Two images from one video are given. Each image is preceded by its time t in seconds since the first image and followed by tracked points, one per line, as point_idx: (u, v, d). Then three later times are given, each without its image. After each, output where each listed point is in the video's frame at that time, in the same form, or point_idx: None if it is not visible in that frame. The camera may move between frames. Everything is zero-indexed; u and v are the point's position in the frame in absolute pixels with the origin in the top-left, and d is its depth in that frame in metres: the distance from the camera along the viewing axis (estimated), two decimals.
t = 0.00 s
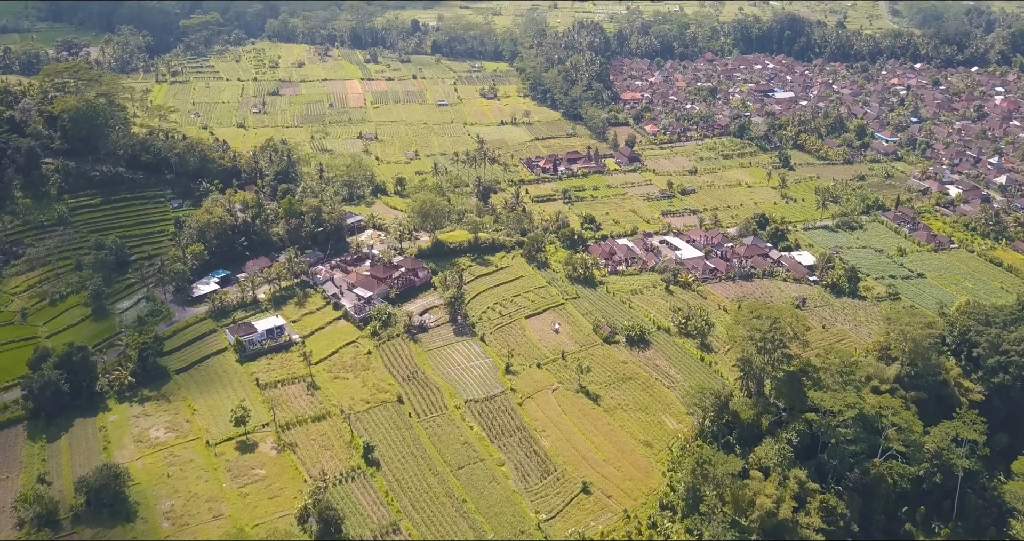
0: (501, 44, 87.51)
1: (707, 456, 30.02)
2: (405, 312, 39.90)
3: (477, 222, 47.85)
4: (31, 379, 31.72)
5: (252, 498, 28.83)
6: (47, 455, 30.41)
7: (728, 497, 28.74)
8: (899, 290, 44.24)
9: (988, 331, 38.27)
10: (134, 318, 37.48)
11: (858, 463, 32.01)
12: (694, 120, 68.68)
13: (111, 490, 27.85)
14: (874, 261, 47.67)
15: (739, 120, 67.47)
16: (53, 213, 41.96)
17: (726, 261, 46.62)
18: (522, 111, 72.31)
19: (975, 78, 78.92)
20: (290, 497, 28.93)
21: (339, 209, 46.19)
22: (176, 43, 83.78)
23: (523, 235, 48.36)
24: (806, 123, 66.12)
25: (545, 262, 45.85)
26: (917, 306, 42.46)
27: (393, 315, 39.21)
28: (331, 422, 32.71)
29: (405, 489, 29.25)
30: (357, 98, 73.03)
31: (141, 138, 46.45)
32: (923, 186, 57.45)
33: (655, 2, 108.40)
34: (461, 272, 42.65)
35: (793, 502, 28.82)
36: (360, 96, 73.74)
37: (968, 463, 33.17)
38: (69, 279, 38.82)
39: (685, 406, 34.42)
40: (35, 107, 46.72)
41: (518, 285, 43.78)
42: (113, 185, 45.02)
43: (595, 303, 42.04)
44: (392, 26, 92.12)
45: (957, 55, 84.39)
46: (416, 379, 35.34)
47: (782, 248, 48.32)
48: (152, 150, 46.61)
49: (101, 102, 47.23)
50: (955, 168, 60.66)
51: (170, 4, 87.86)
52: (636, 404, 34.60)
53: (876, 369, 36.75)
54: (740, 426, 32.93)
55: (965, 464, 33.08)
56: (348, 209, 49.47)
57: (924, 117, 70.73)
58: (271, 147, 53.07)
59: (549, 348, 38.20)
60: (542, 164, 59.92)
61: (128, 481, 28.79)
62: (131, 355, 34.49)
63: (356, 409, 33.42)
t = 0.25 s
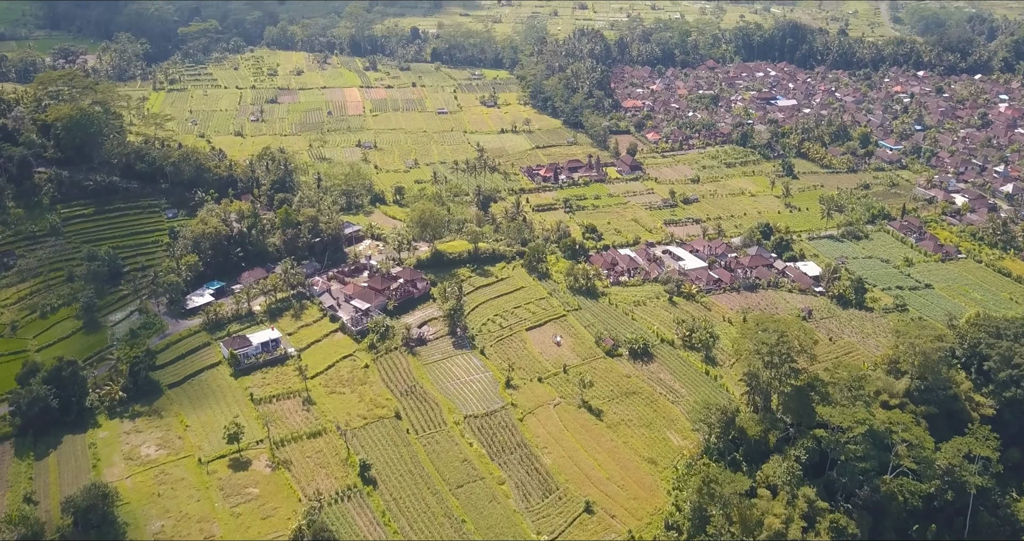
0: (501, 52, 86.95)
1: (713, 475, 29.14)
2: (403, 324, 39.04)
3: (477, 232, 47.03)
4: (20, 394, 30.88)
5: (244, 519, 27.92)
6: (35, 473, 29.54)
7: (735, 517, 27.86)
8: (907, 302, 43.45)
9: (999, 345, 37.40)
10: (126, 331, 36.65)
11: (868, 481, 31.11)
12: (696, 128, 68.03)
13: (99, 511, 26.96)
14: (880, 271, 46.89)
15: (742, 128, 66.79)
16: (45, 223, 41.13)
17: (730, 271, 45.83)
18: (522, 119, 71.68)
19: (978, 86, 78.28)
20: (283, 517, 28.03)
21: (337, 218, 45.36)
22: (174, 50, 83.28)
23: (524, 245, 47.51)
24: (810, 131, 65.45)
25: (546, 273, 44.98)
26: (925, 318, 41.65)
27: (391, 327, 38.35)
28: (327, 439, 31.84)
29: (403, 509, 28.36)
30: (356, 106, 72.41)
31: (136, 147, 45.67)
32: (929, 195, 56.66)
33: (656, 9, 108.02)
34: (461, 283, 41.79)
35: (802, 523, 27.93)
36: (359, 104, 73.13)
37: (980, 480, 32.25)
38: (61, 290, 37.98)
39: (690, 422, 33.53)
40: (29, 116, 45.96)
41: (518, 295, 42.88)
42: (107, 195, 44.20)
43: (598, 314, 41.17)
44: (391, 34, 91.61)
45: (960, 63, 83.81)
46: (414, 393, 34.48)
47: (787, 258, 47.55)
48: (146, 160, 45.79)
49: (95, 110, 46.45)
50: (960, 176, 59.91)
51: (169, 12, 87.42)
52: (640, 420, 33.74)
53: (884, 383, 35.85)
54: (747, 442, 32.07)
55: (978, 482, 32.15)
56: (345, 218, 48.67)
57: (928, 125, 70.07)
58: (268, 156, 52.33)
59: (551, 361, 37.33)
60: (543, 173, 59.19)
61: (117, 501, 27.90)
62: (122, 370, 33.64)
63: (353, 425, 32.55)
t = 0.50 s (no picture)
0: (501, 61, 86.31)
1: (723, 499, 28.04)
2: (401, 339, 38.00)
3: (477, 245, 46.04)
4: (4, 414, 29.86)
5: None
6: (18, 496, 28.47)
7: None
8: (917, 316, 42.46)
9: (1014, 361, 36.35)
10: (116, 347, 35.68)
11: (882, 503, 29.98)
12: (698, 138, 67.24)
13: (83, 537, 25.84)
14: (889, 284, 45.93)
15: (745, 138, 65.97)
16: (35, 235, 40.18)
17: (736, 284, 44.85)
18: (523, 129, 70.92)
19: (983, 95, 77.55)
20: None
21: (334, 230, 44.40)
22: (172, 60, 82.71)
23: (525, 257, 46.48)
24: (814, 141, 64.65)
25: (548, 286, 43.90)
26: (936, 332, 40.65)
27: (388, 342, 37.32)
28: (322, 460, 30.73)
29: (400, 534, 27.19)
30: (354, 116, 71.70)
31: (129, 157, 44.79)
32: (936, 206, 55.73)
33: (657, 18, 107.57)
34: (460, 297, 40.69)
35: None
36: (358, 114, 72.39)
37: (998, 502, 31.10)
38: (50, 305, 36.98)
39: (698, 442, 32.43)
40: (20, 126, 45.10)
41: (519, 309, 41.75)
42: (99, 207, 43.28)
43: (601, 328, 40.09)
44: (391, 43, 91.03)
45: (965, 72, 83.14)
46: (412, 412, 33.41)
47: (793, 271, 46.58)
48: (140, 170, 44.88)
49: (88, 120, 45.58)
50: (967, 187, 59.02)
51: (167, 21, 86.94)
52: (645, 439, 32.67)
53: (896, 401, 34.74)
54: (756, 463, 30.99)
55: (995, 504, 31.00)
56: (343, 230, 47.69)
57: (934, 135, 69.30)
58: (264, 166, 51.48)
59: (553, 378, 36.26)
60: (544, 184, 58.37)
61: (102, 526, 26.74)
62: (111, 387, 32.59)
63: (349, 445, 31.46)
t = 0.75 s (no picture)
0: (501, 69, 85.76)
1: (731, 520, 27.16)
2: (399, 352, 37.10)
3: (477, 255, 45.20)
4: None
5: None
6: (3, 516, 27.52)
7: None
8: (925, 327, 41.65)
9: None
10: (107, 361, 34.82)
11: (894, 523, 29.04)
12: (700, 146, 66.58)
13: None
14: (895, 295, 45.13)
15: (748, 146, 65.32)
16: (26, 246, 39.37)
17: (740, 295, 44.05)
18: (524, 137, 70.29)
19: (987, 103, 76.96)
20: None
21: (330, 240, 43.57)
22: (170, 67, 82.19)
23: (526, 267, 45.58)
24: (817, 149, 63.99)
25: (549, 296, 42.92)
26: (945, 344, 39.83)
27: (386, 356, 36.45)
28: (316, 478, 29.78)
29: None
30: (353, 124, 71.08)
31: (123, 166, 44.05)
32: (942, 215, 54.99)
33: (657, 26, 107.17)
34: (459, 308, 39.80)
35: None
36: (357, 121, 71.75)
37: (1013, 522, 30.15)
38: (40, 317, 36.12)
39: (704, 459, 31.47)
40: (12, 135, 44.37)
41: (519, 321, 40.76)
42: (92, 216, 42.47)
43: (603, 341, 39.17)
44: (390, 50, 90.53)
45: (968, 79, 82.58)
46: (410, 428, 32.49)
47: (798, 281, 45.76)
48: (134, 180, 44.12)
49: (82, 129, 44.86)
50: (973, 196, 58.29)
51: (165, 29, 86.48)
52: (650, 456, 31.69)
53: (907, 416, 33.82)
54: (764, 482, 30.09)
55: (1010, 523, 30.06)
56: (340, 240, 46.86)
57: (938, 143, 68.65)
58: (261, 175, 50.73)
59: (554, 392, 35.32)
60: (545, 193, 57.66)
61: None
62: (100, 403, 31.69)
63: (344, 463, 30.53)
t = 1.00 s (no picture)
0: (501, 77, 85.17)
1: None
2: (397, 366, 36.14)
3: (477, 266, 44.30)
4: None
5: None
6: None
7: None
8: (935, 341, 40.73)
9: None
10: (97, 376, 33.90)
11: None
12: (703, 155, 65.84)
13: None
14: (903, 307, 44.26)
15: (751, 155, 64.57)
16: (16, 257, 38.47)
17: (745, 307, 43.15)
18: (524, 146, 69.57)
19: (991, 111, 76.28)
20: None
21: (327, 252, 42.68)
22: (168, 76, 81.63)
23: (526, 279, 44.62)
24: (821, 158, 63.24)
25: (550, 309, 41.92)
26: (955, 358, 38.90)
27: (383, 371, 35.48)
28: (310, 499, 28.75)
29: None
30: (352, 132, 70.39)
31: (116, 176, 43.24)
32: (949, 225, 54.13)
33: (658, 34, 106.71)
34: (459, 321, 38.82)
35: None
36: (356, 130, 71.06)
37: None
38: (29, 331, 35.21)
39: (712, 478, 30.45)
40: (4, 144, 43.61)
41: (520, 334, 39.67)
42: (84, 227, 41.59)
43: (606, 355, 38.18)
44: (390, 58, 89.98)
45: (972, 87, 81.93)
46: (407, 446, 31.51)
47: (804, 293, 44.87)
48: (128, 190, 43.29)
49: (75, 138, 44.07)
50: (980, 205, 57.45)
51: (163, 37, 86.00)
52: (655, 475, 30.67)
53: (918, 433, 32.82)
54: (773, 502, 29.08)
55: None
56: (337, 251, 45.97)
57: (943, 152, 67.91)
58: (258, 185, 49.93)
59: (556, 408, 34.35)
60: (545, 202, 56.88)
61: None
62: (89, 420, 30.71)
63: (339, 482, 29.52)
